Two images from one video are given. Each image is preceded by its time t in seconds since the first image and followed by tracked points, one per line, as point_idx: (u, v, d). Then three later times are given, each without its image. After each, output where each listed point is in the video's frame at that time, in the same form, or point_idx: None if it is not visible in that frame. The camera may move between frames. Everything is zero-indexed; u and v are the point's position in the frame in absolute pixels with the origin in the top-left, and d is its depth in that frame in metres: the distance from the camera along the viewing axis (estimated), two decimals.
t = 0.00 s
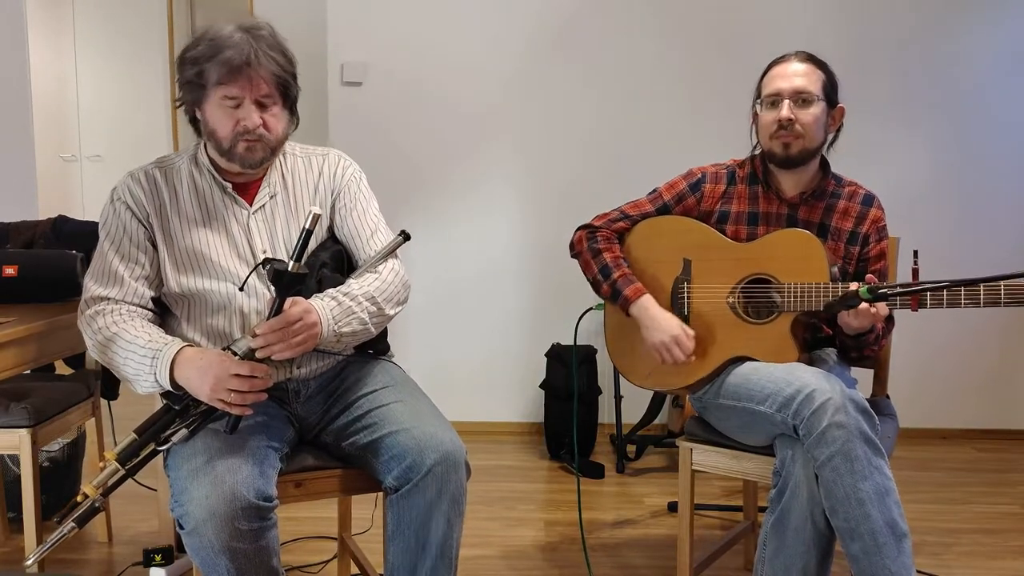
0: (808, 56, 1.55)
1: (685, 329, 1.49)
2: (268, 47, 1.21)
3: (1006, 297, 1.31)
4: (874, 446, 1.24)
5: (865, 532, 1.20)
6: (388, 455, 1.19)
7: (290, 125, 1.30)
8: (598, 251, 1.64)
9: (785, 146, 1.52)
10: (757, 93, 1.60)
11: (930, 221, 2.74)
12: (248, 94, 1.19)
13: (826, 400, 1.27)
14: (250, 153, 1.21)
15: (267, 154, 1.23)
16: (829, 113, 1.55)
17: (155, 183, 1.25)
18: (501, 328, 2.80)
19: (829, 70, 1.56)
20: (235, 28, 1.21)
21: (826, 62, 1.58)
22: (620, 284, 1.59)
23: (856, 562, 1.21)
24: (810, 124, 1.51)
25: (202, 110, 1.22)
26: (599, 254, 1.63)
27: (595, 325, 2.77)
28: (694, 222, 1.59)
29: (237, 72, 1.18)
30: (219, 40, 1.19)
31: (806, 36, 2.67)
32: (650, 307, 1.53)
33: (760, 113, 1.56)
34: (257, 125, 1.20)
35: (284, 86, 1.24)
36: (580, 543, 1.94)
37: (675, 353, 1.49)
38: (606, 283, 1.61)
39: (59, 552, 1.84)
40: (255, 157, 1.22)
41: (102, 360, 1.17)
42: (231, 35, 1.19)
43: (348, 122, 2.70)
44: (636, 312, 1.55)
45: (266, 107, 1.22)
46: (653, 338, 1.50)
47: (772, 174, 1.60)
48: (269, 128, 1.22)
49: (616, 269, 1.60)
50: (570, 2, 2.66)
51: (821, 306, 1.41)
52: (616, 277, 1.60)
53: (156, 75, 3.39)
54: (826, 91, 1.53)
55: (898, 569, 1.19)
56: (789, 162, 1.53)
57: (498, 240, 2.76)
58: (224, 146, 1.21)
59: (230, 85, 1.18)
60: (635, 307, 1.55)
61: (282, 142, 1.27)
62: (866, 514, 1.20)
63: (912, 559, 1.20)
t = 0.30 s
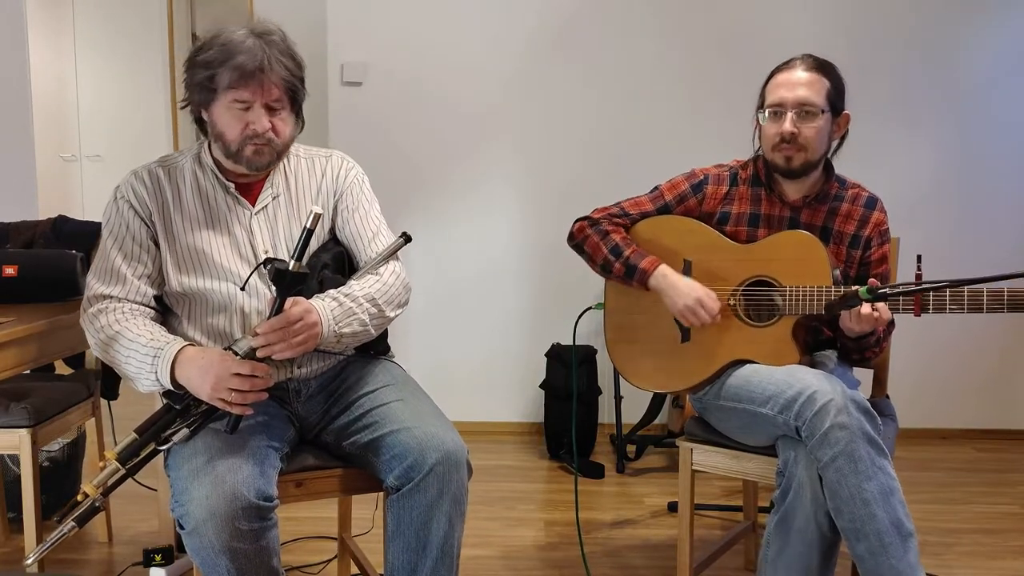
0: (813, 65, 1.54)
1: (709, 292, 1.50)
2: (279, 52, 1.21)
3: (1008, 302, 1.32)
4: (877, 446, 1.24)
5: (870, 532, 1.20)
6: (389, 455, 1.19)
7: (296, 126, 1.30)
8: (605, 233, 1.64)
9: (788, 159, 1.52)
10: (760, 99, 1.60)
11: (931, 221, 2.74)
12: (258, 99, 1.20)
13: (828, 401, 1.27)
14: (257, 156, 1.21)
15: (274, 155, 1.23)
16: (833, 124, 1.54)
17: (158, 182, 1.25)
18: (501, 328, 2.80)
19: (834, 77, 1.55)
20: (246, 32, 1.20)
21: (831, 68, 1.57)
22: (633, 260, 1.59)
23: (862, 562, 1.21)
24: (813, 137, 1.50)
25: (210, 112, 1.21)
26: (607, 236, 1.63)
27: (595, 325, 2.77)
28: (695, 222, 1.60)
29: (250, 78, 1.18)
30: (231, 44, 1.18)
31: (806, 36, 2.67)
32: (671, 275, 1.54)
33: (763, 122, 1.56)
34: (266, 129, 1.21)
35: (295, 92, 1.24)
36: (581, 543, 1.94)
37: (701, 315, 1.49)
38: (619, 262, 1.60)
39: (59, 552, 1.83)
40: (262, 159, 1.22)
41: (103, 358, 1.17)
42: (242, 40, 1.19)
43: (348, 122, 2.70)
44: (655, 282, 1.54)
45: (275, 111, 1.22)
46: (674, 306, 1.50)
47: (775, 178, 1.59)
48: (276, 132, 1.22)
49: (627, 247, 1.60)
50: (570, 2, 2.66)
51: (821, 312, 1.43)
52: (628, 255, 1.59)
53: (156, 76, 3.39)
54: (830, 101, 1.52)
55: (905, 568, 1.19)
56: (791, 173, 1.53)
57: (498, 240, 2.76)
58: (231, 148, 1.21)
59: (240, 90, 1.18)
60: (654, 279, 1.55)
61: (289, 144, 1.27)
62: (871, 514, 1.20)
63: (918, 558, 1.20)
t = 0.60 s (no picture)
0: (822, 84, 1.46)
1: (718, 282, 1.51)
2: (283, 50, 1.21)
3: (1008, 307, 1.32)
4: (870, 448, 1.24)
5: (861, 534, 1.20)
6: (388, 455, 1.19)
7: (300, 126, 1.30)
8: (610, 226, 1.63)
9: (782, 176, 1.51)
10: (768, 107, 1.54)
11: (931, 221, 2.74)
12: (263, 98, 1.19)
13: (823, 402, 1.26)
14: (263, 154, 1.21)
15: (280, 154, 1.23)
16: (835, 146, 1.49)
17: (161, 180, 1.25)
18: (501, 328, 2.80)
19: (845, 94, 1.47)
20: (250, 31, 1.20)
21: (845, 81, 1.48)
22: (642, 254, 1.58)
23: (851, 564, 1.21)
24: (810, 161, 1.47)
25: (215, 110, 1.21)
26: (612, 228, 1.63)
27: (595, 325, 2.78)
28: (694, 222, 1.60)
29: (255, 77, 1.18)
30: (236, 42, 1.18)
31: (806, 36, 2.67)
32: (681, 267, 1.53)
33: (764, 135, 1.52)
34: (271, 128, 1.21)
35: (297, 89, 1.24)
36: (581, 543, 1.94)
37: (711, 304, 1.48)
38: (625, 257, 1.59)
39: (59, 552, 1.84)
40: (268, 158, 1.22)
41: (104, 356, 1.17)
42: (247, 39, 1.18)
43: (348, 122, 2.70)
44: (665, 276, 1.54)
45: (279, 110, 1.22)
46: (685, 296, 1.50)
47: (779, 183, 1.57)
48: (281, 130, 1.23)
49: (633, 241, 1.60)
50: (570, 2, 2.66)
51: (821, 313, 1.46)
52: (635, 249, 1.59)
53: (156, 76, 3.39)
54: (834, 124, 1.46)
55: (894, 570, 1.19)
56: (786, 190, 1.52)
57: (498, 240, 2.76)
58: (237, 147, 1.21)
59: (246, 89, 1.18)
60: (663, 271, 1.55)
61: (293, 142, 1.27)
62: (862, 516, 1.20)
63: (909, 560, 1.21)
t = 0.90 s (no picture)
0: (828, 116, 1.38)
1: (722, 278, 1.51)
2: (290, 68, 1.19)
3: (1008, 310, 1.32)
4: (870, 445, 1.24)
5: (862, 530, 1.20)
6: (388, 455, 1.19)
7: (303, 133, 1.29)
8: (612, 224, 1.63)
9: (771, 192, 1.51)
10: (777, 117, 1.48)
11: (931, 221, 2.74)
12: (263, 113, 1.18)
13: (821, 399, 1.27)
14: (259, 166, 1.22)
15: (276, 166, 1.24)
16: (831, 175, 1.45)
17: (163, 179, 1.24)
18: (502, 328, 2.80)
19: (854, 125, 1.40)
20: (258, 44, 1.18)
21: (860, 108, 1.40)
22: (644, 251, 1.58)
23: (852, 561, 1.21)
24: (799, 187, 1.46)
25: (216, 117, 1.21)
26: (614, 227, 1.63)
27: (595, 324, 2.77)
28: (697, 220, 1.60)
29: (257, 94, 1.16)
30: (243, 56, 1.16)
31: (806, 36, 2.67)
32: (684, 263, 1.53)
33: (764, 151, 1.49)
34: (268, 143, 1.20)
35: (301, 105, 1.22)
36: (581, 543, 1.94)
37: (718, 299, 1.48)
38: (627, 254, 1.59)
39: (59, 552, 1.84)
40: (264, 169, 1.23)
41: (106, 355, 1.17)
42: (254, 54, 1.16)
43: (348, 122, 2.70)
44: (668, 272, 1.53)
45: (281, 125, 1.21)
46: (688, 293, 1.50)
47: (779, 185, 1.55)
48: (281, 144, 1.22)
49: (636, 238, 1.60)
50: (570, 2, 2.66)
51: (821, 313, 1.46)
52: (637, 246, 1.59)
53: (156, 76, 3.39)
54: (830, 156, 1.41)
55: (895, 567, 1.19)
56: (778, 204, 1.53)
57: (499, 240, 2.76)
58: (234, 155, 1.22)
59: (247, 104, 1.17)
60: (664, 270, 1.55)
61: (292, 153, 1.26)
62: (863, 512, 1.20)
63: (909, 557, 1.21)
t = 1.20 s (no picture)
0: (828, 126, 1.38)
1: (724, 279, 1.51)
2: (288, 65, 1.19)
3: (1010, 312, 1.32)
4: (871, 447, 1.24)
5: (862, 533, 1.20)
6: (389, 455, 1.19)
7: (303, 131, 1.29)
8: (614, 226, 1.63)
9: (771, 197, 1.53)
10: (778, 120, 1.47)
11: (931, 221, 2.74)
12: (263, 112, 1.18)
13: (823, 401, 1.27)
14: (258, 166, 1.22)
15: (276, 165, 1.23)
16: (830, 180, 1.45)
17: (164, 180, 1.24)
18: (502, 328, 2.80)
19: (854, 130, 1.39)
20: (256, 42, 1.18)
21: (861, 114, 1.39)
22: (645, 253, 1.58)
23: (852, 562, 1.21)
24: (798, 193, 1.47)
25: (216, 116, 1.21)
26: (615, 228, 1.63)
27: (595, 325, 2.77)
28: (700, 221, 1.60)
29: (255, 91, 1.16)
30: (242, 54, 1.16)
31: (806, 36, 2.67)
32: (685, 265, 1.53)
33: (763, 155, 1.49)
34: (267, 141, 1.20)
35: (301, 104, 1.22)
36: (581, 543, 1.94)
37: (722, 299, 1.48)
38: (628, 255, 1.59)
39: (59, 552, 1.84)
40: (264, 168, 1.22)
41: (106, 355, 1.17)
42: (253, 52, 1.16)
43: (348, 122, 2.70)
44: (670, 274, 1.53)
45: (280, 123, 1.21)
46: (690, 294, 1.50)
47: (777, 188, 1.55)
48: (280, 144, 1.22)
49: (637, 240, 1.60)
50: (571, 2, 2.66)
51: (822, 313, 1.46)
52: (638, 247, 1.59)
53: (156, 76, 3.39)
54: (830, 164, 1.41)
55: (895, 569, 1.19)
56: (778, 207, 1.54)
57: (499, 240, 2.76)
58: (234, 155, 1.21)
59: (246, 102, 1.17)
60: (665, 271, 1.55)
61: (292, 153, 1.26)
62: (863, 515, 1.20)
63: (909, 559, 1.21)
